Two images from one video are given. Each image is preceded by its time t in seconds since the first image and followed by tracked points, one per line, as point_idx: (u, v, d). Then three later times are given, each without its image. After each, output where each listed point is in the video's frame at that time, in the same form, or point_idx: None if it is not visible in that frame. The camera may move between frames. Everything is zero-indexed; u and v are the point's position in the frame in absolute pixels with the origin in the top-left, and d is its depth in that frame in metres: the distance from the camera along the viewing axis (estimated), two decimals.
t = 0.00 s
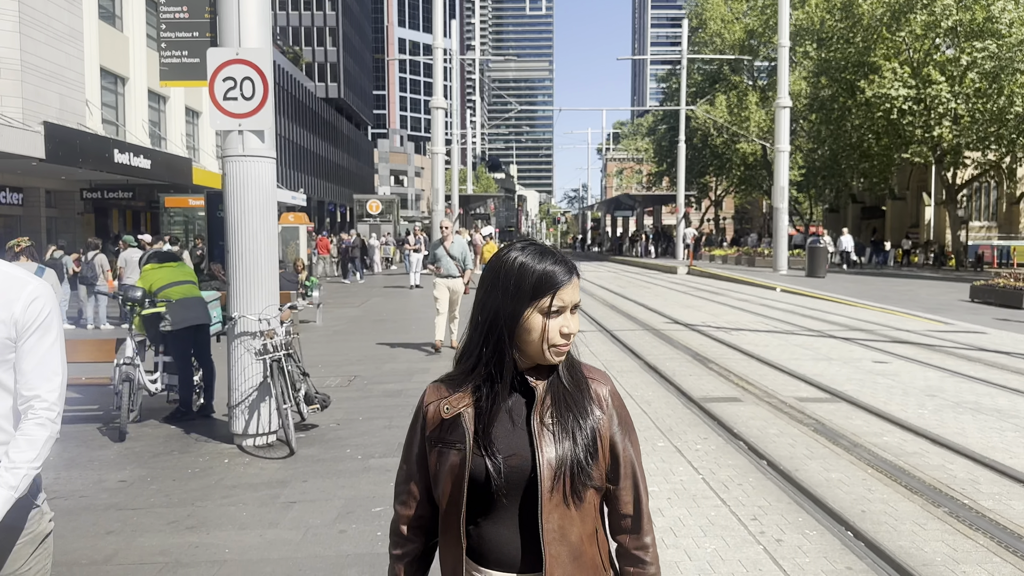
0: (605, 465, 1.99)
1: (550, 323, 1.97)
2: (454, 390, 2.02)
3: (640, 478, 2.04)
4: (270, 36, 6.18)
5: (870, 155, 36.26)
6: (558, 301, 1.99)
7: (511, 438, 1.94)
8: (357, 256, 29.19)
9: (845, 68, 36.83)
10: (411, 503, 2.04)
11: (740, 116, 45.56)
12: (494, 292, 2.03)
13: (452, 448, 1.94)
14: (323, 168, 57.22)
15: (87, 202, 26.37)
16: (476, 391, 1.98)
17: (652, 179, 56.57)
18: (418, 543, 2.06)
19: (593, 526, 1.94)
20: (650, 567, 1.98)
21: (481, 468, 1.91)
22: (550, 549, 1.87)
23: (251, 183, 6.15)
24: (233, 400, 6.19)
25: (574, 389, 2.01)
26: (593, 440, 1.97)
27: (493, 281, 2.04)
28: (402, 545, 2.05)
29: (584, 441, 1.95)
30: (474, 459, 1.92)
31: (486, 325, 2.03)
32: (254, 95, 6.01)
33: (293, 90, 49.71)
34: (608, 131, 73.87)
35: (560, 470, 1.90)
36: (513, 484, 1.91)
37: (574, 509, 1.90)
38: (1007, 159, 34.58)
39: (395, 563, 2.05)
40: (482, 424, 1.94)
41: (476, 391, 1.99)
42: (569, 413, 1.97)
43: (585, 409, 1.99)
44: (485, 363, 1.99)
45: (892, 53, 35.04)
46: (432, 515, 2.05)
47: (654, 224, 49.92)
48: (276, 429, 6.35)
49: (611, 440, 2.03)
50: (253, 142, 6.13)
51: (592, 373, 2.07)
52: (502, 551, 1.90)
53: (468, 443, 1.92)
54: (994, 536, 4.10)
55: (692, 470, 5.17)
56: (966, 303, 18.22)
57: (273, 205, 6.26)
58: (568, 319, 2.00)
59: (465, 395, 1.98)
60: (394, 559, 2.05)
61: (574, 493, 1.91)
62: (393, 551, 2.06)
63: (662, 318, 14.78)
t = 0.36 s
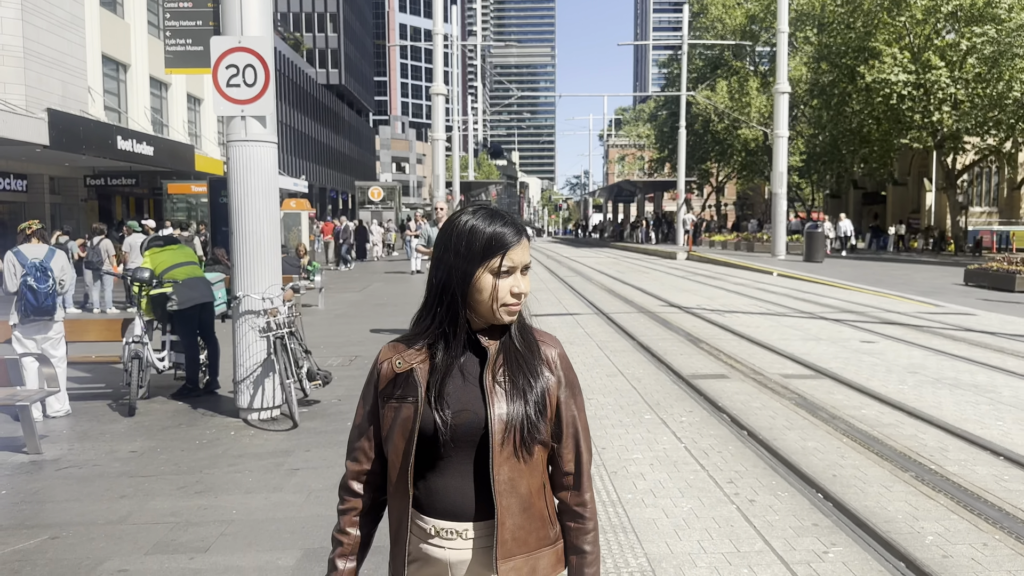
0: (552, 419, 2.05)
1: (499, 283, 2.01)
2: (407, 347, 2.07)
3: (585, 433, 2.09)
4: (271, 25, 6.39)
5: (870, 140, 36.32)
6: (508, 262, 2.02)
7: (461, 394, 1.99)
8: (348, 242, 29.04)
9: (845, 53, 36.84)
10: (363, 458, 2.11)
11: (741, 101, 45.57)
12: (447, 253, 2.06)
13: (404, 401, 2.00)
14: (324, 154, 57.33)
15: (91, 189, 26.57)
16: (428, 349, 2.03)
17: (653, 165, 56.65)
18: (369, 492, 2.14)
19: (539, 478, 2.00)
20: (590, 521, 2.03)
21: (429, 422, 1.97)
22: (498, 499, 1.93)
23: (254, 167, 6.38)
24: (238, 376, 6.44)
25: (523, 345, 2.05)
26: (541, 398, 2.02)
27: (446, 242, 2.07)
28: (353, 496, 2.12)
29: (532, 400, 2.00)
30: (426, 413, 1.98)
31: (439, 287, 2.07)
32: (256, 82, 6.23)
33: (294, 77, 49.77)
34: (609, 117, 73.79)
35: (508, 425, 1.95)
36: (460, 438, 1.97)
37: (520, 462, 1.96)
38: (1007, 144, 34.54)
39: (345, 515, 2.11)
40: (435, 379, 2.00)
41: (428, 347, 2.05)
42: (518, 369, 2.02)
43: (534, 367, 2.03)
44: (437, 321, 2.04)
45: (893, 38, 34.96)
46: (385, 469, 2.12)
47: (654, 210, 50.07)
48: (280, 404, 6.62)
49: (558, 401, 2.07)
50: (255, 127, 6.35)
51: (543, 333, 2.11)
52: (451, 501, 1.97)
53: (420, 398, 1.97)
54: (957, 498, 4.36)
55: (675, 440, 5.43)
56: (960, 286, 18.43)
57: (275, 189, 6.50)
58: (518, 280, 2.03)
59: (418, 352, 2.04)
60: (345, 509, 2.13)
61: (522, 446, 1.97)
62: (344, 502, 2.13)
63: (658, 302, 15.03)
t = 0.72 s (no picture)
0: (535, 412, 2.22)
1: (483, 287, 2.16)
2: (398, 348, 2.17)
3: (560, 422, 2.28)
4: (277, 24, 6.61)
5: (866, 130, 36.55)
6: (490, 266, 2.17)
7: (452, 392, 2.13)
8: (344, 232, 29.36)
9: (841, 43, 36.97)
10: (354, 459, 2.16)
11: (738, 91, 45.74)
12: (431, 258, 2.19)
13: (400, 400, 2.10)
14: (322, 145, 57.47)
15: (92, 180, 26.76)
16: (420, 349, 2.14)
17: (651, 155, 56.86)
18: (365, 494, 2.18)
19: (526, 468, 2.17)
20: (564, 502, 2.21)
21: (424, 419, 2.09)
22: (495, 488, 2.09)
23: (261, 160, 6.62)
24: (248, 362, 6.69)
25: (505, 346, 2.22)
26: (525, 391, 2.19)
27: (431, 250, 2.19)
28: (350, 498, 2.16)
29: (518, 395, 2.16)
30: (422, 412, 2.09)
31: (426, 291, 2.19)
32: (264, 79, 6.47)
33: (292, 68, 49.87)
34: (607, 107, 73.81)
35: (500, 418, 2.11)
36: (452, 433, 2.11)
37: (512, 453, 2.13)
38: (1002, 134, 34.63)
39: (343, 516, 2.15)
40: (428, 379, 2.12)
41: (416, 347, 2.16)
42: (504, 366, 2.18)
43: (516, 364, 2.20)
44: (425, 323, 2.17)
45: (890, 28, 34.95)
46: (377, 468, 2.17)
47: (652, 200, 50.32)
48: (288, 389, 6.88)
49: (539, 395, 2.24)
50: (263, 122, 6.59)
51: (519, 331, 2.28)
52: (451, 493, 2.10)
53: (417, 395, 2.07)
54: (929, 473, 4.65)
55: (665, 422, 5.70)
56: (952, 275, 18.72)
57: (283, 182, 6.75)
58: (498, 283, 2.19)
59: (408, 353, 2.15)
60: (343, 511, 2.16)
61: (513, 439, 2.13)
62: (340, 504, 2.16)
63: (653, 291, 15.31)
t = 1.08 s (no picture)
0: (528, 378, 2.20)
1: (463, 247, 2.09)
2: (390, 309, 2.13)
3: (552, 390, 2.26)
4: (291, 22, 6.90)
5: (863, 125, 36.84)
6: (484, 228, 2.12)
7: (446, 352, 2.10)
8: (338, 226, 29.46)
9: (838, 38, 37.22)
10: (350, 417, 2.11)
11: (736, 87, 46.04)
12: (415, 220, 2.13)
13: (399, 360, 2.08)
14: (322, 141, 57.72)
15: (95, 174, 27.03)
16: (412, 311, 2.10)
17: (649, 150, 57.19)
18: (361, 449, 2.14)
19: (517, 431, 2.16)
20: (559, 463, 2.19)
21: (424, 378, 2.06)
22: (491, 449, 2.08)
23: (276, 153, 6.91)
24: (264, 345, 7.02)
25: (500, 308, 2.17)
26: (522, 355, 2.17)
27: (429, 209, 2.13)
28: (344, 454, 2.10)
29: (514, 360, 2.15)
30: (422, 371, 2.06)
31: (421, 250, 2.14)
32: (279, 75, 6.73)
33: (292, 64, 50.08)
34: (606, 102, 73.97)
35: (500, 384, 2.10)
36: (451, 393, 2.07)
37: (508, 419, 2.12)
38: (997, 128, 34.90)
39: (337, 473, 2.09)
40: (425, 340, 2.08)
41: (408, 307, 2.11)
42: (498, 325, 2.15)
43: (511, 329, 2.17)
44: (425, 285, 2.12)
45: (886, 23, 35.15)
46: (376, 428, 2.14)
47: (650, 194, 50.63)
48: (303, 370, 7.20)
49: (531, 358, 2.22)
50: (277, 116, 6.87)
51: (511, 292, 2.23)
52: (450, 452, 2.09)
53: (417, 356, 2.05)
54: (908, 443, 4.97)
55: (663, 400, 6.03)
56: (945, 267, 19.03)
57: (296, 174, 7.05)
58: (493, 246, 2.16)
59: (409, 313, 2.09)
60: (336, 466, 2.10)
61: (506, 405, 2.12)
62: (334, 460, 2.10)
63: (651, 282, 15.60)
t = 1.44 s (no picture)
0: (507, 400, 2.24)
1: (428, 266, 2.14)
2: (366, 330, 2.21)
3: (532, 411, 2.30)
4: (294, 32, 7.18)
5: (857, 124, 37.15)
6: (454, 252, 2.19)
7: (423, 374, 2.15)
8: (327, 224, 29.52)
9: (832, 38, 37.50)
10: (333, 435, 2.20)
11: (731, 85, 46.36)
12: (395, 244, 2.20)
13: (378, 382, 2.14)
14: (319, 139, 57.91)
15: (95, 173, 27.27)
16: (391, 335, 2.16)
17: (646, 148, 57.47)
18: (344, 467, 2.23)
19: (495, 452, 2.20)
20: (533, 482, 2.25)
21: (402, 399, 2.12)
22: (469, 472, 2.13)
23: (280, 157, 7.20)
24: (268, 342, 7.32)
25: (477, 332, 2.23)
26: (499, 378, 2.22)
27: (404, 236, 2.21)
28: (328, 470, 2.19)
29: (491, 382, 2.19)
30: (399, 392, 2.12)
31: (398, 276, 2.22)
32: (283, 83, 7.01)
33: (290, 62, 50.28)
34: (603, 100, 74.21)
35: (475, 405, 2.14)
36: (426, 415, 2.13)
37: (485, 442, 2.16)
38: (989, 127, 35.25)
39: (320, 489, 2.18)
40: (403, 362, 2.14)
41: (384, 331, 2.18)
42: (471, 346, 2.20)
43: (488, 349, 2.23)
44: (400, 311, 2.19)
45: (880, 22, 35.41)
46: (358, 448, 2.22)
47: (646, 192, 50.93)
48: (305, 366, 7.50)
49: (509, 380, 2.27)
50: (281, 122, 7.16)
51: (486, 311, 2.28)
52: (428, 472, 2.14)
53: (395, 377, 2.11)
54: (879, 434, 5.27)
55: (649, 393, 6.33)
56: (934, 265, 19.35)
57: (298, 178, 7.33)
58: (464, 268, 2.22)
59: (384, 338, 2.16)
60: (320, 484, 2.19)
61: (484, 428, 2.17)
62: (318, 477, 2.19)
63: (646, 280, 15.89)
